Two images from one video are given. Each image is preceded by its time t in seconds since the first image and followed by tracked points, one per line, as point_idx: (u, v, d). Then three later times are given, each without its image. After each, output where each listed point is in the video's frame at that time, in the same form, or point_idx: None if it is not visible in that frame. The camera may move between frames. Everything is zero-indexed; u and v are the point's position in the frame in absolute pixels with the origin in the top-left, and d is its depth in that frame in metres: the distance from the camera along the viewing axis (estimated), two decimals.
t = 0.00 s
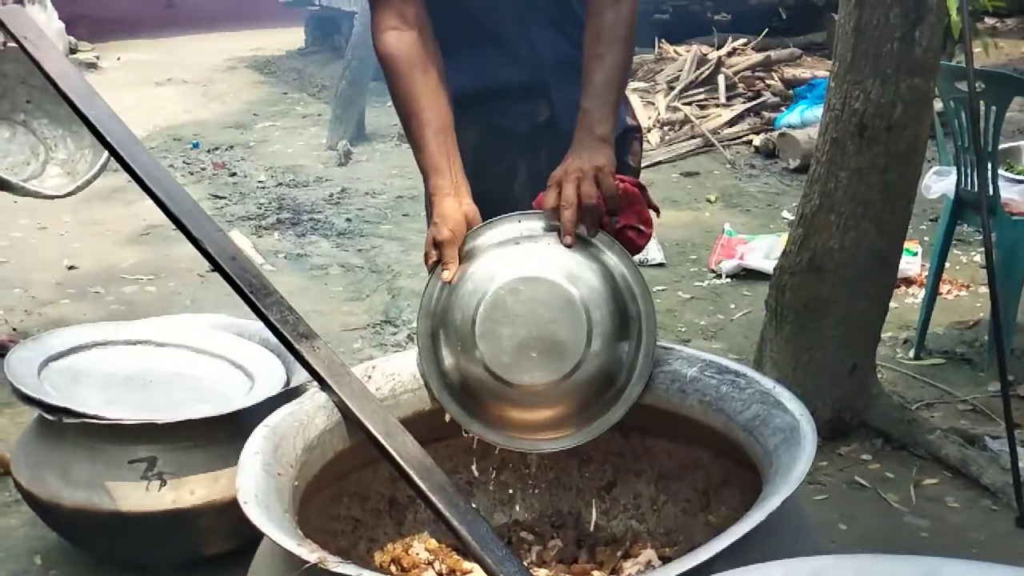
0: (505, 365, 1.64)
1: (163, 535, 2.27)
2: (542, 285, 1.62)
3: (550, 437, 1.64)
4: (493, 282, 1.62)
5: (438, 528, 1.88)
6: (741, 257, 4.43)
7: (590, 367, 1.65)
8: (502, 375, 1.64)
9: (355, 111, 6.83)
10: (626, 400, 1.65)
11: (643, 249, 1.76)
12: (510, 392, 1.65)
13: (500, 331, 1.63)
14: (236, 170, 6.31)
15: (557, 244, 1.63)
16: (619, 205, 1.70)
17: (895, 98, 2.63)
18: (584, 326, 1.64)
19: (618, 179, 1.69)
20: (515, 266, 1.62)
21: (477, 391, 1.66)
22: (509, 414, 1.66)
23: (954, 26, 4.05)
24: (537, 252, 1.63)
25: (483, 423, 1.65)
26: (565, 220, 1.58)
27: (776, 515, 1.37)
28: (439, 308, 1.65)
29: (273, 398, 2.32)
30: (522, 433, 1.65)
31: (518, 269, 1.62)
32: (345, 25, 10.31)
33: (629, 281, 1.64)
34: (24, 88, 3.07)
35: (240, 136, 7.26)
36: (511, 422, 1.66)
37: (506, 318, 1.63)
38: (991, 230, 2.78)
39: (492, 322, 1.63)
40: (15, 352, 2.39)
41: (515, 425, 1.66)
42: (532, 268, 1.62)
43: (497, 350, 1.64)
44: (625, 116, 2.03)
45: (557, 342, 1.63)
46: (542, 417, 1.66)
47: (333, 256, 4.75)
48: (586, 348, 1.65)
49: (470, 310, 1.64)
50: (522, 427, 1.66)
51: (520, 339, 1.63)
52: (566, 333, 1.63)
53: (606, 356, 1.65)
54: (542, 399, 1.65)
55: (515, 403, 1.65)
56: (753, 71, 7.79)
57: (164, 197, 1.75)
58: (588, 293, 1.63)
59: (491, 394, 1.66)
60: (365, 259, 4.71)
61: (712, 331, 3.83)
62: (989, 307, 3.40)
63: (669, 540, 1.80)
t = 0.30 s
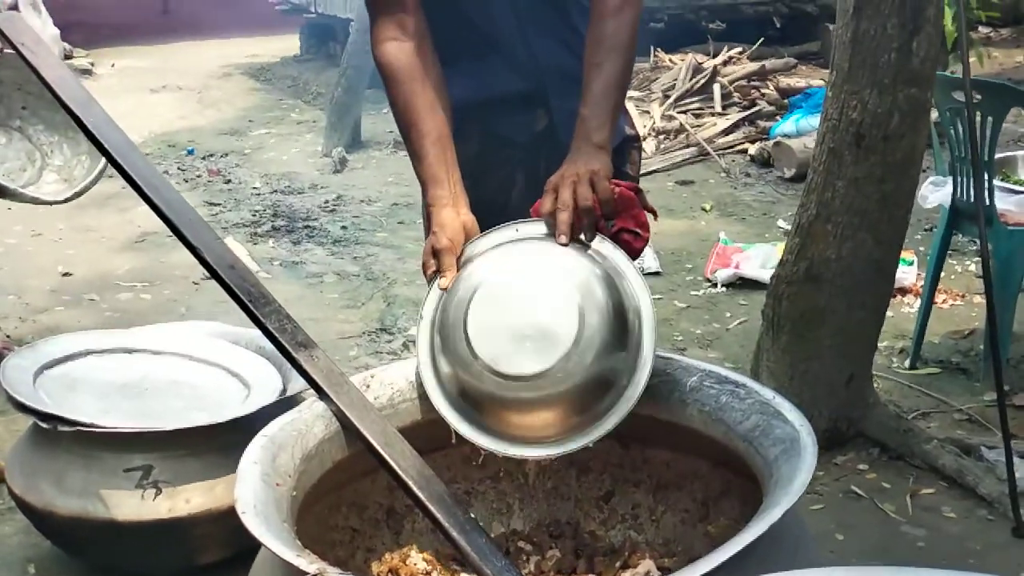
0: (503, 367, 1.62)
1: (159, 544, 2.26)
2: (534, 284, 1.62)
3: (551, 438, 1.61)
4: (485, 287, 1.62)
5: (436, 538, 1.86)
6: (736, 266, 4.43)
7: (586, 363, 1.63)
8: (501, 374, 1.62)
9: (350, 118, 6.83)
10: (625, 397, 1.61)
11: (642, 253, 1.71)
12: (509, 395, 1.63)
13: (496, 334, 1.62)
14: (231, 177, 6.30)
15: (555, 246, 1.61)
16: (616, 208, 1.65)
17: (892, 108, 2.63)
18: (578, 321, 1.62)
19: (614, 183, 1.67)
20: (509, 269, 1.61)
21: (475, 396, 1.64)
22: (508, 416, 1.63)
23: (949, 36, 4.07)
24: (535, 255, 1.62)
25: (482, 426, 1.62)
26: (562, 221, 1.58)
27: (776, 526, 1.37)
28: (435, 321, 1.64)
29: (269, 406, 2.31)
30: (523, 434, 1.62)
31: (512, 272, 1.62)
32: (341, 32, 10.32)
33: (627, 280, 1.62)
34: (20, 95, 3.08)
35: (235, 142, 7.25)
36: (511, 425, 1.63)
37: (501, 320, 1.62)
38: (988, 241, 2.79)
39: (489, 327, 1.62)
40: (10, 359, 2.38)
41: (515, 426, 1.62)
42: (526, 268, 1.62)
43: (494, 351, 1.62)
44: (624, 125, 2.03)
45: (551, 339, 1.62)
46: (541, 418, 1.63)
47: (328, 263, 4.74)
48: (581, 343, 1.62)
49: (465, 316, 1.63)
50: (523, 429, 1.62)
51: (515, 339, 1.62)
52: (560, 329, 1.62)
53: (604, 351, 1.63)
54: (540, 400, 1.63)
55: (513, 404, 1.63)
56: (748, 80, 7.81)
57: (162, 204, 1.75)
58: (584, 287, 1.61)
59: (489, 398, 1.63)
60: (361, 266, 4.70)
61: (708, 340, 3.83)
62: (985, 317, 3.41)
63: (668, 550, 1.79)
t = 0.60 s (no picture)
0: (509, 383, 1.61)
1: (161, 550, 2.26)
2: (543, 302, 1.59)
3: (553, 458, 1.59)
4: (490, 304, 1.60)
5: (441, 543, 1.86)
6: (737, 270, 4.43)
7: (595, 381, 1.62)
8: (507, 390, 1.61)
9: (350, 122, 6.83)
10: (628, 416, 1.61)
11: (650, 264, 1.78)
12: (513, 411, 1.62)
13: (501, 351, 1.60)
14: (230, 181, 6.29)
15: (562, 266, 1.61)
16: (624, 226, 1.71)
17: (894, 112, 2.63)
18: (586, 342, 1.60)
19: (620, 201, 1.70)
20: (514, 287, 1.60)
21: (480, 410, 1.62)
22: (511, 432, 1.62)
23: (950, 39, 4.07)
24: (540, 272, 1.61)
25: (484, 441, 1.61)
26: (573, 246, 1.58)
27: (784, 531, 1.37)
28: (440, 335, 1.61)
29: (272, 411, 2.31)
30: (524, 451, 1.61)
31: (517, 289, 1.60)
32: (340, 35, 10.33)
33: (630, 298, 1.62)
34: (20, 98, 3.07)
35: (234, 146, 7.25)
36: (514, 441, 1.61)
37: (507, 335, 1.59)
38: (989, 244, 2.79)
39: (495, 343, 1.60)
40: (11, 363, 2.37)
41: (517, 443, 1.61)
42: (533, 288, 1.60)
43: (500, 367, 1.60)
44: (626, 129, 2.03)
45: (560, 357, 1.60)
46: (543, 435, 1.62)
47: (328, 267, 4.74)
48: (590, 360, 1.61)
49: (471, 332, 1.61)
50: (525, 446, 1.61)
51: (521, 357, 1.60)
52: (569, 347, 1.60)
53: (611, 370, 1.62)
54: (545, 417, 1.62)
55: (518, 420, 1.62)
56: (747, 84, 7.81)
57: (165, 208, 1.74)
58: (585, 301, 1.60)
59: (494, 413, 1.62)
60: (361, 270, 4.70)
61: (709, 343, 3.83)
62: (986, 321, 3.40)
63: (673, 555, 1.78)
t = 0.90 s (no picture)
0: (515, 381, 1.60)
1: (166, 553, 2.25)
2: (549, 298, 1.59)
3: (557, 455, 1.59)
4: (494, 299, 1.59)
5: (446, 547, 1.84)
6: (741, 271, 4.43)
7: (603, 380, 1.61)
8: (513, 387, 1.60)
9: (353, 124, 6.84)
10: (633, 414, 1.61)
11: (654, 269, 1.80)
12: (517, 408, 1.60)
13: (506, 347, 1.60)
14: (233, 183, 6.29)
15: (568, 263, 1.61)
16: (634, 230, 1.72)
17: (899, 113, 2.63)
18: (593, 341, 1.60)
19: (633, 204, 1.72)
20: (516, 283, 1.60)
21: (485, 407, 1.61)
22: (516, 432, 1.61)
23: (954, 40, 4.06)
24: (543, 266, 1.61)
25: (489, 439, 1.61)
26: (586, 246, 1.59)
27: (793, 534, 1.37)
28: (445, 328, 1.61)
29: (277, 414, 2.31)
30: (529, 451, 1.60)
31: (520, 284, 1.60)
32: (342, 37, 10.34)
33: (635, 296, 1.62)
34: (26, 100, 3.07)
35: (237, 148, 7.25)
36: (518, 440, 1.61)
37: (513, 329, 1.59)
38: (995, 245, 2.78)
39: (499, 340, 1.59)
40: (16, 367, 2.37)
41: (522, 442, 1.60)
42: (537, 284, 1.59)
43: (505, 363, 1.60)
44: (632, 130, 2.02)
45: (568, 355, 1.60)
46: (548, 434, 1.61)
47: (332, 270, 4.74)
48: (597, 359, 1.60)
49: (475, 328, 1.60)
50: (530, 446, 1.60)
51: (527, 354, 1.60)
52: (577, 345, 1.60)
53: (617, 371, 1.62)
54: (549, 415, 1.60)
55: (523, 419, 1.60)
56: (750, 85, 7.81)
57: (171, 212, 1.74)
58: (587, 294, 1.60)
59: (499, 412, 1.61)
60: (364, 272, 4.70)
61: (713, 345, 3.83)
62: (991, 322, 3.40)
63: (680, 558, 1.77)
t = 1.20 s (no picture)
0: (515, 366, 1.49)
1: (168, 551, 2.25)
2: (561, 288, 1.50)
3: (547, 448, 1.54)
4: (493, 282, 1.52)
5: (449, 545, 1.85)
6: (741, 268, 4.43)
7: (606, 375, 1.55)
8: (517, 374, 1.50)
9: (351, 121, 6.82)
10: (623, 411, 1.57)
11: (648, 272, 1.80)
12: (514, 397, 1.51)
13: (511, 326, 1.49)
14: (232, 180, 6.28)
15: (572, 249, 1.57)
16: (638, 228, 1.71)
17: (900, 110, 2.62)
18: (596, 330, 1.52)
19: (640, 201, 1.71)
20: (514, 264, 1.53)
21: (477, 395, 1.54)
22: (508, 420, 1.53)
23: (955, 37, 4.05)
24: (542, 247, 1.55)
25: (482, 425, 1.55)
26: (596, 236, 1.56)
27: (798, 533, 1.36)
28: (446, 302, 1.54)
29: (278, 411, 2.30)
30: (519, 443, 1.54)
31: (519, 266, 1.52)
32: (340, 34, 10.32)
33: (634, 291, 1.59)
34: (25, 96, 3.05)
35: (235, 145, 7.24)
36: (509, 430, 1.54)
37: (524, 316, 1.49)
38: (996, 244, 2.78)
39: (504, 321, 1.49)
40: (16, 365, 2.36)
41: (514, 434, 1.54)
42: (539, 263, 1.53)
43: (514, 350, 1.49)
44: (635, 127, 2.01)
45: (574, 345, 1.51)
46: (542, 425, 1.54)
47: (331, 267, 4.73)
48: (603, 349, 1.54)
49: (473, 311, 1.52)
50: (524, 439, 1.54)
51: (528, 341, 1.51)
52: (587, 336, 1.51)
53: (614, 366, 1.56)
54: (547, 406, 1.52)
55: (515, 410, 1.52)
56: (748, 82, 7.81)
57: (173, 209, 1.73)
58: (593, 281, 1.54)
59: (492, 399, 1.53)
60: (364, 270, 4.69)
61: (714, 343, 3.82)
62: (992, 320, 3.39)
63: (684, 557, 1.77)
